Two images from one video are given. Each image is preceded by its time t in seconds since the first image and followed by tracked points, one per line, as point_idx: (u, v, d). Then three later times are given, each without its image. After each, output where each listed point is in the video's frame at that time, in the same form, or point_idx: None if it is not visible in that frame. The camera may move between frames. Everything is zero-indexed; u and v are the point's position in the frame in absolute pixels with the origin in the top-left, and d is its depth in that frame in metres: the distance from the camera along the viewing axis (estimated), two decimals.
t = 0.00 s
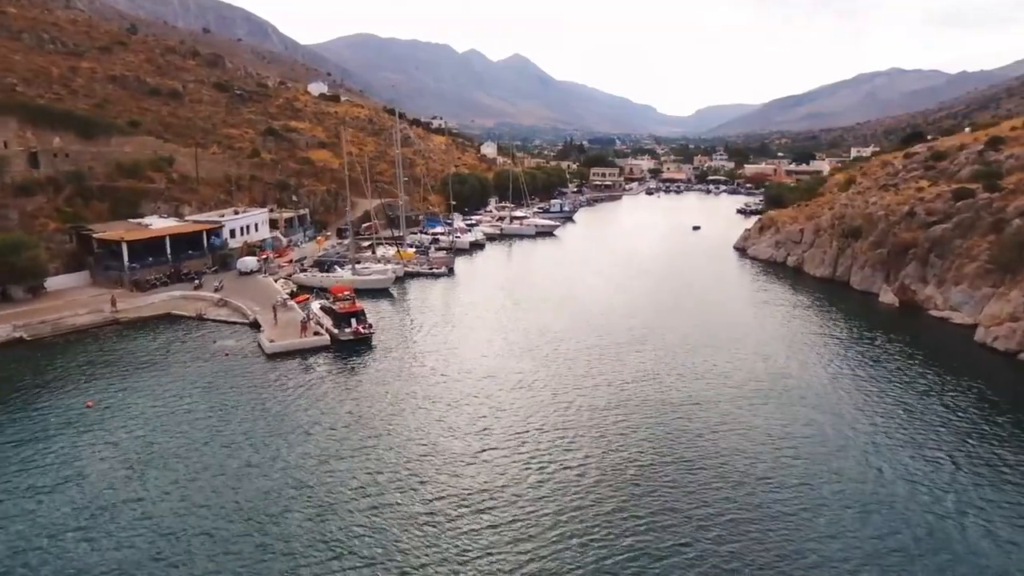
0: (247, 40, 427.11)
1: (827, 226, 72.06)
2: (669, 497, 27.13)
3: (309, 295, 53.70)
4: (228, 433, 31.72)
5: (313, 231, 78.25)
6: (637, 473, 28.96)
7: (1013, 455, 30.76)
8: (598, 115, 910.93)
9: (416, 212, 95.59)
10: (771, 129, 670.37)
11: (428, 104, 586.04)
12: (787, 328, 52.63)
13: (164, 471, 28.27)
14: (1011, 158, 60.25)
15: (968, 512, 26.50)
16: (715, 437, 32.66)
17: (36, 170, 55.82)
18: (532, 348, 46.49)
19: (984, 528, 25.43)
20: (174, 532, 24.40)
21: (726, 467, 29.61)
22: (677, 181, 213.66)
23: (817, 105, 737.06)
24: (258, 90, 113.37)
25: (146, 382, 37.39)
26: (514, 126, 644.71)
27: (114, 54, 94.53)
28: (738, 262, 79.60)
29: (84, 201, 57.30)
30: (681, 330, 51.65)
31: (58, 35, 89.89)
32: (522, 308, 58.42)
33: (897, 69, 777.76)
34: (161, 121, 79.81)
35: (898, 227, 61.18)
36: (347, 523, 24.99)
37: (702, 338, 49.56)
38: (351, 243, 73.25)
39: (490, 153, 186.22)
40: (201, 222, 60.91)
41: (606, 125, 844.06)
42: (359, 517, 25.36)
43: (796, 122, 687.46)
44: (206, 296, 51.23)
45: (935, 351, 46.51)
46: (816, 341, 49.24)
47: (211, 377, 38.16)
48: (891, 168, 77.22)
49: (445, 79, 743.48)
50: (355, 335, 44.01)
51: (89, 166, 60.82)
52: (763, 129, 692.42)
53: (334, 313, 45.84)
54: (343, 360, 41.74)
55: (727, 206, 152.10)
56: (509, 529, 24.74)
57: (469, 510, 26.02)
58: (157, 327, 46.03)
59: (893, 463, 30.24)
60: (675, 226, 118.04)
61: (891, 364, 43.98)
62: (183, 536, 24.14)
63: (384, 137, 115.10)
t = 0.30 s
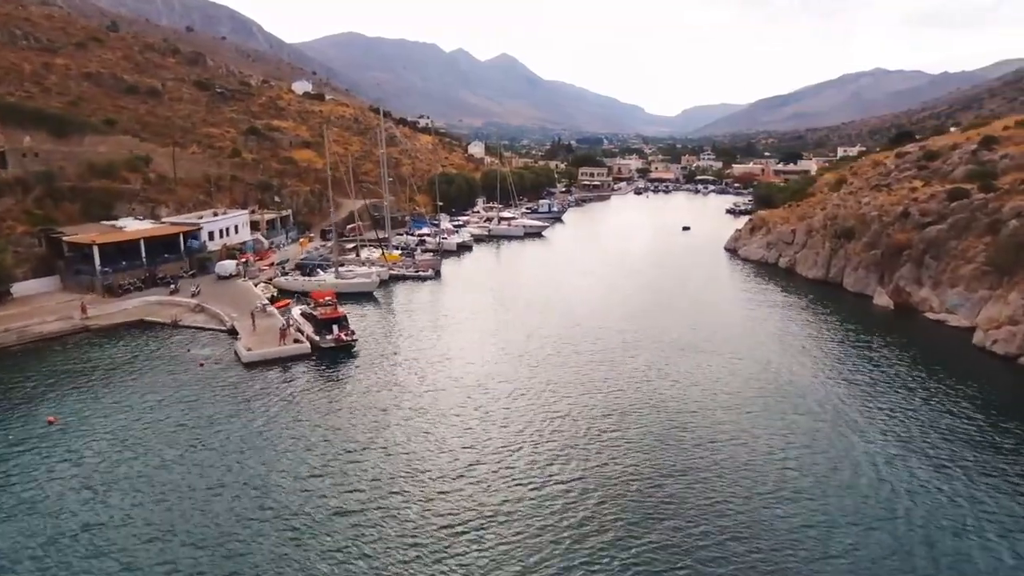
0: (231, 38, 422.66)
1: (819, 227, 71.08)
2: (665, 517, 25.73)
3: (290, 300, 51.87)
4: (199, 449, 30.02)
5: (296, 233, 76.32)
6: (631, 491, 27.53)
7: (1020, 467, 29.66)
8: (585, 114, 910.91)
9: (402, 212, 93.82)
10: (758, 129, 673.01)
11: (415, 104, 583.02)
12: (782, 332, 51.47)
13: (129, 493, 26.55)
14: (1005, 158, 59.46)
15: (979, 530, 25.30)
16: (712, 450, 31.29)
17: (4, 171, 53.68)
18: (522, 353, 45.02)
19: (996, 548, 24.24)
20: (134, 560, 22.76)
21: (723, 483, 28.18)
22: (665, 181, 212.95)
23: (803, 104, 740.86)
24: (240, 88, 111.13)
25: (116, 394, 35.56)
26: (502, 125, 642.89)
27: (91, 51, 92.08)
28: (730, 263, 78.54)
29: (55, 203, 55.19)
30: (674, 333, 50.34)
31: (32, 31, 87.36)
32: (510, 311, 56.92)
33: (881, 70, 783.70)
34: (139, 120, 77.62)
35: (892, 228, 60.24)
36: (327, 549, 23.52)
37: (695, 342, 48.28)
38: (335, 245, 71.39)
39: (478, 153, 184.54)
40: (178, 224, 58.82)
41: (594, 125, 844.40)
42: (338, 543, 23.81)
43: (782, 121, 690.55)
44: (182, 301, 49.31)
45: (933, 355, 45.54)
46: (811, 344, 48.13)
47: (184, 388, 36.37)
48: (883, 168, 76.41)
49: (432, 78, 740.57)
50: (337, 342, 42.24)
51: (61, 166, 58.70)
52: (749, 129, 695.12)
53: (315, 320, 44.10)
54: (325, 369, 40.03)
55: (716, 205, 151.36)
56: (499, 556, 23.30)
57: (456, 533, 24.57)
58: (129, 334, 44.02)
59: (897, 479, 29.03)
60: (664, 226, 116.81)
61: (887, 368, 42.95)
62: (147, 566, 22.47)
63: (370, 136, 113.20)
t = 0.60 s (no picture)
0: (218, 37, 418.74)
1: (814, 228, 70.04)
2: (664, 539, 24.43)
3: (272, 305, 50.14)
4: (172, 468, 28.47)
5: (281, 234, 74.44)
6: (627, 510, 26.24)
7: None
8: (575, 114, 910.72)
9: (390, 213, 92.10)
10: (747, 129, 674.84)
11: (405, 103, 580.53)
12: (778, 336, 50.29)
13: (94, 517, 24.99)
14: (1003, 158, 58.51)
15: (992, 553, 24.12)
16: (711, 465, 29.99)
17: None
18: (512, 359, 43.55)
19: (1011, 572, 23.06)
20: None
21: (723, 501, 26.90)
22: (657, 181, 212.02)
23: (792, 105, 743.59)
24: (225, 87, 109.06)
25: (86, 407, 33.84)
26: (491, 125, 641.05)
27: (70, 48, 89.86)
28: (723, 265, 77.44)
29: (28, 206, 53.28)
30: (668, 338, 49.01)
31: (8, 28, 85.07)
32: (501, 315, 55.42)
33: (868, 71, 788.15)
34: (118, 119, 75.64)
35: (889, 230, 59.17)
36: (305, 575, 22.22)
37: (691, 347, 47.01)
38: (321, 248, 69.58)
39: (468, 153, 182.75)
40: (157, 226, 56.97)
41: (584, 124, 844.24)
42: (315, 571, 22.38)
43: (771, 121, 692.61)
44: (160, 307, 47.53)
45: (933, 360, 44.49)
46: (808, 348, 47.02)
47: (159, 400, 34.70)
48: (877, 168, 75.46)
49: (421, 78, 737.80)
50: (320, 350, 40.60)
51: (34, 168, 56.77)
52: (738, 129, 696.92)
53: (297, 326, 42.42)
54: (307, 378, 38.39)
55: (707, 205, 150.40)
56: None
57: (440, 559, 23.19)
58: (103, 342, 42.25)
59: (904, 496, 27.81)
60: (656, 227, 115.69)
61: (887, 374, 41.88)
62: None
63: (357, 136, 111.34)
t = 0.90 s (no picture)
0: (210, 37, 416.03)
1: (813, 230, 68.82)
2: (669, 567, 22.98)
3: (259, 311, 48.48)
4: (146, 489, 26.83)
5: (271, 237, 72.72)
6: (630, 534, 24.79)
7: None
8: (569, 114, 910.49)
9: (382, 215, 90.52)
10: (741, 130, 675.26)
11: (398, 103, 578.56)
12: (780, 341, 48.95)
13: (61, 545, 23.39)
14: (1007, 159, 57.41)
15: None
16: (715, 483, 28.57)
17: None
18: (507, 367, 42.11)
19: None
20: None
21: (730, 524, 25.48)
22: (652, 181, 210.98)
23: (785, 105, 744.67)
24: (214, 86, 107.31)
25: (59, 420, 32.22)
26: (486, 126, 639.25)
27: (54, 47, 87.94)
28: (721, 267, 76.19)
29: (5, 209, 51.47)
30: (668, 344, 47.57)
31: None
32: (495, 320, 53.93)
33: (861, 72, 790.89)
34: (103, 119, 73.85)
35: (891, 232, 57.91)
36: None
37: (691, 354, 45.61)
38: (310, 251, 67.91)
39: (461, 154, 181.14)
40: (140, 229, 55.24)
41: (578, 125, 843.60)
42: None
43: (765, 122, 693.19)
44: (142, 313, 45.83)
45: (940, 367, 43.23)
46: (811, 355, 45.70)
47: (136, 413, 33.07)
48: (877, 169, 74.31)
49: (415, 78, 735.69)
50: (306, 359, 39.06)
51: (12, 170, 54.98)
52: (732, 129, 697.33)
53: (283, 335, 40.81)
54: (293, 389, 36.80)
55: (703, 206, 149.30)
56: None
57: None
58: (80, 351, 40.52)
59: (919, 515, 26.52)
60: (652, 228, 114.50)
61: (894, 382, 40.62)
62: None
63: (349, 137, 109.67)
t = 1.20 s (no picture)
0: (202, 36, 413.49)
1: (814, 233, 67.67)
2: None
3: (246, 317, 46.96)
4: (120, 512, 25.38)
5: (261, 240, 71.16)
6: (632, 560, 23.43)
7: None
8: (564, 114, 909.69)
9: (375, 217, 89.03)
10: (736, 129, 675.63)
11: (393, 103, 576.46)
12: (782, 347, 47.71)
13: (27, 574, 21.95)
14: (1011, 160, 56.34)
15: None
16: (721, 502, 27.24)
17: None
18: (501, 375, 40.72)
19: None
20: None
21: (738, 548, 24.17)
22: (647, 181, 209.96)
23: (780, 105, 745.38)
24: (204, 85, 105.69)
25: (33, 435, 30.72)
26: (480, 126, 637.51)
27: (40, 45, 86.21)
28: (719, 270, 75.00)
29: None
30: (667, 350, 46.30)
31: None
32: (489, 325, 52.56)
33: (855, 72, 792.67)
34: (88, 119, 72.22)
35: (894, 235, 56.72)
36: None
37: (691, 360, 44.34)
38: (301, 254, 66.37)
39: (456, 154, 179.77)
40: (125, 232, 53.64)
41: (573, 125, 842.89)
42: None
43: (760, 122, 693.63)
44: (125, 319, 44.28)
45: (947, 374, 42.04)
46: (814, 361, 44.49)
47: (115, 428, 31.57)
48: (878, 169, 73.19)
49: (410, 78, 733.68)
50: (294, 369, 37.62)
51: None
52: (727, 129, 697.58)
53: (270, 343, 39.32)
54: (279, 400, 35.33)
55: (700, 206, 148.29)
56: None
57: None
58: (58, 360, 38.99)
59: (936, 537, 25.25)
60: (649, 229, 113.31)
61: (901, 390, 39.36)
62: None
63: (341, 137, 108.16)
